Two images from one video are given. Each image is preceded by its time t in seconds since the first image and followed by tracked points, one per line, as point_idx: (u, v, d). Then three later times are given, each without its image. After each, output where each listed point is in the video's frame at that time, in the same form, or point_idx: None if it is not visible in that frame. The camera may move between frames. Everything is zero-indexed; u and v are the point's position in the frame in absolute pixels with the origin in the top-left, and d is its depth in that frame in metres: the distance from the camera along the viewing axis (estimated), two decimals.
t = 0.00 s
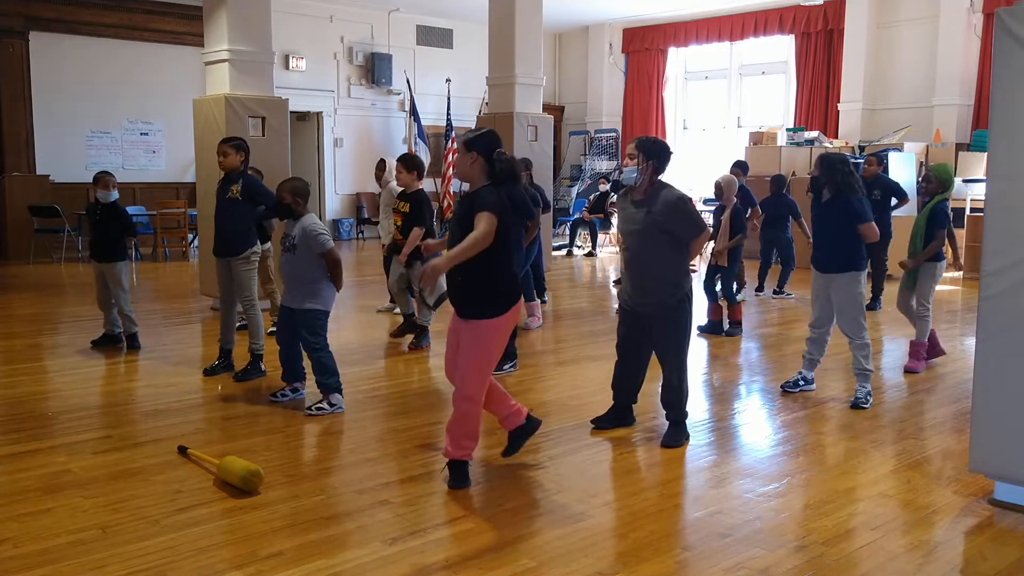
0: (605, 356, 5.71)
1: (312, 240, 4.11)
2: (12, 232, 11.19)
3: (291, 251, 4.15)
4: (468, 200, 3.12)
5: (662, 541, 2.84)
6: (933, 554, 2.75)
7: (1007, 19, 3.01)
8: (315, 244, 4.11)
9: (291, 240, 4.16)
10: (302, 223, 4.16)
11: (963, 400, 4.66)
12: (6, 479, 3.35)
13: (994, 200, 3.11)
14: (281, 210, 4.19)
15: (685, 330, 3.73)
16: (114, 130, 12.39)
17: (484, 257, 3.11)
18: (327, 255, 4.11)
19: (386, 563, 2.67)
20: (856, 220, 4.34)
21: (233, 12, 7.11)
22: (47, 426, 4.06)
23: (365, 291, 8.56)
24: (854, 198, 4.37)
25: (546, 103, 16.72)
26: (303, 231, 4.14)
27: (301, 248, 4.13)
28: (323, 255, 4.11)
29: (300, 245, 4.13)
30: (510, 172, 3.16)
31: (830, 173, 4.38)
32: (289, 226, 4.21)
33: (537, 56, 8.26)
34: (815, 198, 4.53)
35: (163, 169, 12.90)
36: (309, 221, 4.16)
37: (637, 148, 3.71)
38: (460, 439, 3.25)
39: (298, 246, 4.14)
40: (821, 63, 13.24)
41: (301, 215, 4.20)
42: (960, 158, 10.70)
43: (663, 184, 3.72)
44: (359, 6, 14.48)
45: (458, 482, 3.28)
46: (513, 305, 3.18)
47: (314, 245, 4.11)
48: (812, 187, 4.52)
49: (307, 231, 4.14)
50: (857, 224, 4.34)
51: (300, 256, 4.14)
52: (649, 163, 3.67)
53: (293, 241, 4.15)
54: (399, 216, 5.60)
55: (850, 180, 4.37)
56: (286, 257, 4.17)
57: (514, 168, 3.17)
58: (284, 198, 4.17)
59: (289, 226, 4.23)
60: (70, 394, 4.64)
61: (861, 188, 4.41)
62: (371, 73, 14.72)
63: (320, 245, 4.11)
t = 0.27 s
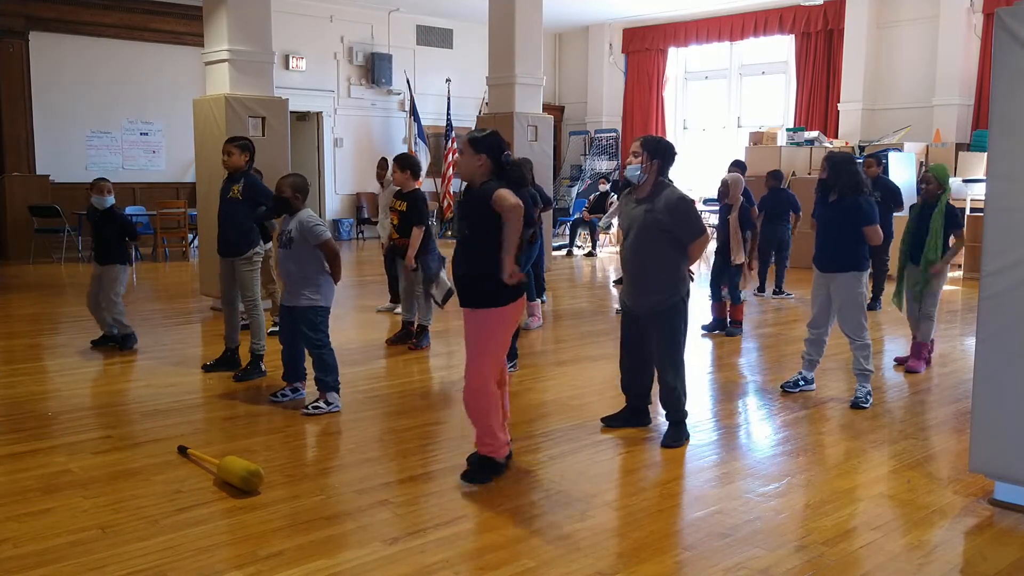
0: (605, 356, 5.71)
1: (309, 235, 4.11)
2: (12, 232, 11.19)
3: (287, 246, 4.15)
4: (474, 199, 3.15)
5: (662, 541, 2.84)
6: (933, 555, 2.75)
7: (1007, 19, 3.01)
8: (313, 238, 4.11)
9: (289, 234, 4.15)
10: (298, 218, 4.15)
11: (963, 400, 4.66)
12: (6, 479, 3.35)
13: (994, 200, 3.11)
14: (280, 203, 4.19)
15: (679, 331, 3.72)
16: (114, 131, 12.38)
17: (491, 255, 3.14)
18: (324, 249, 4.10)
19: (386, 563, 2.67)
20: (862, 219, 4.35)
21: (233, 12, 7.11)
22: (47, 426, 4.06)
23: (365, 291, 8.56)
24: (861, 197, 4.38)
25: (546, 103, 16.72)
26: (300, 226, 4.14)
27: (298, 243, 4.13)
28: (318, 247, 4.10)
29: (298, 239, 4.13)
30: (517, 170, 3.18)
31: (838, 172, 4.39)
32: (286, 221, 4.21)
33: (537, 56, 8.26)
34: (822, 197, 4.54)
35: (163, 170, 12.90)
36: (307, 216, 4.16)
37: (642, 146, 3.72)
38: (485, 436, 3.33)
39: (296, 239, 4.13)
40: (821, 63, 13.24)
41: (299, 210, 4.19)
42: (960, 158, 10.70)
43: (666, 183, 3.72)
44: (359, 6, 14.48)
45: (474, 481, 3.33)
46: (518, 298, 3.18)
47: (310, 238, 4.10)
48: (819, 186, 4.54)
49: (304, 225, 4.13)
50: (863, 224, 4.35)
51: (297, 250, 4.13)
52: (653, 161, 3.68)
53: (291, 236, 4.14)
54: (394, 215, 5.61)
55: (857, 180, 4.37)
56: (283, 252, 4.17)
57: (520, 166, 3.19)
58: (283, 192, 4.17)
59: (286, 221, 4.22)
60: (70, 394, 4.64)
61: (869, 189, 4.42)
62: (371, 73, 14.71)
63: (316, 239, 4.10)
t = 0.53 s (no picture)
0: (605, 356, 5.71)
1: (316, 236, 4.12)
2: (12, 232, 11.18)
3: (293, 247, 4.15)
4: (487, 202, 3.14)
5: (662, 541, 2.84)
6: (933, 555, 2.75)
7: (1007, 18, 3.01)
8: (319, 238, 4.12)
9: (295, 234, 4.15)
10: (304, 218, 4.15)
11: (964, 400, 4.66)
12: (6, 479, 3.35)
13: (995, 200, 3.11)
14: (286, 202, 4.17)
15: (678, 330, 3.72)
16: (114, 131, 12.38)
17: (501, 257, 3.13)
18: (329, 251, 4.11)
19: (386, 563, 2.67)
20: (864, 219, 4.36)
21: (233, 12, 7.11)
22: (47, 426, 4.06)
23: (365, 291, 8.56)
24: (863, 196, 4.40)
25: (546, 103, 16.72)
26: (307, 226, 4.14)
27: (304, 243, 4.14)
28: (325, 250, 4.12)
29: (304, 240, 4.14)
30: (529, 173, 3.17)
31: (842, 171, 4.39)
32: (290, 221, 4.21)
33: (537, 56, 8.26)
34: (825, 197, 4.54)
35: (163, 170, 12.90)
36: (313, 216, 4.15)
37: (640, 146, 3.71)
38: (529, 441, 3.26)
39: (303, 240, 4.14)
40: (821, 62, 13.24)
41: (305, 211, 4.19)
42: (960, 158, 10.70)
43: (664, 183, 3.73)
44: (359, 6, 14.48)
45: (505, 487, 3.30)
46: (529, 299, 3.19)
47: (317, 239, 4.12)
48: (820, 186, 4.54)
49: (310, 225, 4.13)
50: (863, 223, 4.36)
51: (303, 251, 4.14)
52: (652, 161, 3.68)
53: (296, 237, 4.14)
54: (393, 214, 5.59)
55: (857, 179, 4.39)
56: (288, 252, 4.17)
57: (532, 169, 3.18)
58: (291, 191, 4.16)
59: (290, 220, 4.21)
60: (70, 394, 4.64)
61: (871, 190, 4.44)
62: (371, 73, 14.71)
63: (322, 240, 4.12)
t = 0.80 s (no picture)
0: (605, 356, 5.71)
1: (314, 236, 4.12)
2: (12, 232, 11.18)
3: (291, 248, 4.15)
4: (495, 201, 3.15)
5: (662, 541, 2.84)
6: (933, 554, 2.75)
7: (1007, 18, 3.01)
8: (318, 239, 4.12)
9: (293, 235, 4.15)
10: (303, 219, 4.15)
11: (964, 400, 4.66)
12: (6, 479, 3.35)
13: (995, 200, 3.11)
14: (287, 202, 4.18)
15: (680, 330, 3.72)
16: (114, 131, 12.39)
17: (506, 256, 3.14)
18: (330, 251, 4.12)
19: (386, 563, 2.67)
20: (862, 219, 4.36)
21: (233, 12, 7.11)
22: (47, 426, 4.06)
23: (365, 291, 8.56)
24: (861, 197, 4.40)
25: (546, 103, 16.72)
26: (305, 227, 4.14)
27: (303, 244, 4.14)
28: (324, 252, 4.13)
29: (303, 240, 4.14)
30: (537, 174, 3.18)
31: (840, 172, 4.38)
32: (289, 222, 4.20)
33: (537, 56, 8.25)
34: (823, 196, 4.53)
35: (163, 170, 12.89)
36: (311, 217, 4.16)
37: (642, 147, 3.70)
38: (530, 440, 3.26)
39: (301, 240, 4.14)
40: (821, 62, 13.24)
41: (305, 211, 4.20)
42: (960, 158, 10.70)
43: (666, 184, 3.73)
44: (359, 6, 14.48)
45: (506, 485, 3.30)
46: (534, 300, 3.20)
47: (315, 241, 4.12)
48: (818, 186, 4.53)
49: (309, 226, 4.14)
50: (862, 223, 4.36)
51: (302, 252, 4.14)
52: (655, 162, 3.67)
53: (295, 238, 4.14)
54: (395, 214, 5.56)
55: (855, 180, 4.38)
56: (286, 253, 4.17)
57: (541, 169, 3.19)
58: (294, 191, 4.17)
59: (289, 221, 4.21)
60: (70, 394, 4.64)
61: (870, 190, 4.44)
62: (371, 73, 14.71)
63: (321, 242, 4.12)
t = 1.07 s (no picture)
0: (605, 356, 5.71)
1: (319, 237, 4.14)
2: (12, 232, 11.18)
3: (295, 248, 4.16)
4: (499, 199, 3.16)
5: (662, 541, 2.84)
6: (933, 554, 2.75)
7: (1007, 18, 3.01)
8: (324, 240, 4.14)
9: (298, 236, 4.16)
10: (309, 219, 4.17)
11: (964, 400, 4.66)
12: (6, 479, 3.35)
13: (995, 200, 3.11)
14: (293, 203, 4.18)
15: (684, 330, 3.72)
16: (114, 131, 12.39)
17: (514, 253, 3.14)
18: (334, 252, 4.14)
19: (386, 563, 2.67)
20: (863, 219, 4.36)
21: (233, 12, 7.11)
22: (47, 426, 4.06)
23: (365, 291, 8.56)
24: (862, 196, 4.40)
25: (546, 103, 16.72)
26: (311, 228, 4.16)
27: (309, 244, 4.15)
28: (329, 253, 4.15)
29: (308, 241, 4.15)
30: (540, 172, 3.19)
31: (841, 171, 4.39)
32: (293, 222, 4.21)
33: (537, 56, 8.25)
34: (823, 196, 4.53)
35: (163, 170, 12.90)
36: (315, 218, 4.18)
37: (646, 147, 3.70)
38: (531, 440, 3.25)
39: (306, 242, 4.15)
40: (821, 63, 13.24)
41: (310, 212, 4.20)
42: (960, 158, 10.70)
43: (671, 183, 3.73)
44: (359, 6, 14.48)
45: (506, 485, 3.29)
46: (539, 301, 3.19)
47: (321, 242, 4.14)
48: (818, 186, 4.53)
49: (314, 227, 4.16)
50: (862, 223, 4.36)
51: (306, 252, 4.15)
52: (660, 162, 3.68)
53: (299, 238, 4.16)
54: (398, 215, 5.55)
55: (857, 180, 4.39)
56: (288, 253, 4.17)
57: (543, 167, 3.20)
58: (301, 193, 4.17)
59: (292, 221, 4.22)
60: (71, 394, 4.64)
61: (870, 190, 4.45)
62: (371, 73, 14.71)
63: (326, 242, 4.14)
